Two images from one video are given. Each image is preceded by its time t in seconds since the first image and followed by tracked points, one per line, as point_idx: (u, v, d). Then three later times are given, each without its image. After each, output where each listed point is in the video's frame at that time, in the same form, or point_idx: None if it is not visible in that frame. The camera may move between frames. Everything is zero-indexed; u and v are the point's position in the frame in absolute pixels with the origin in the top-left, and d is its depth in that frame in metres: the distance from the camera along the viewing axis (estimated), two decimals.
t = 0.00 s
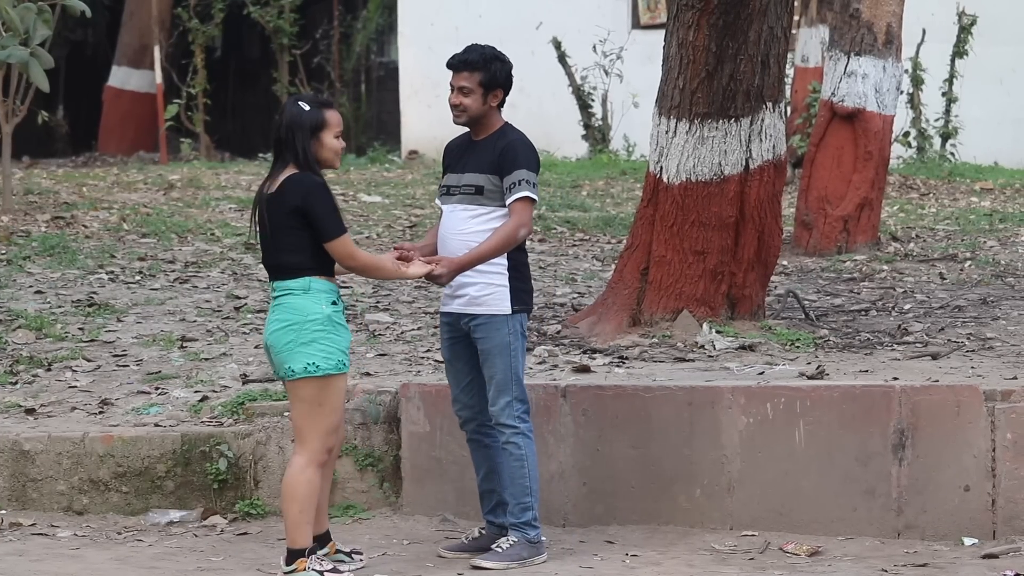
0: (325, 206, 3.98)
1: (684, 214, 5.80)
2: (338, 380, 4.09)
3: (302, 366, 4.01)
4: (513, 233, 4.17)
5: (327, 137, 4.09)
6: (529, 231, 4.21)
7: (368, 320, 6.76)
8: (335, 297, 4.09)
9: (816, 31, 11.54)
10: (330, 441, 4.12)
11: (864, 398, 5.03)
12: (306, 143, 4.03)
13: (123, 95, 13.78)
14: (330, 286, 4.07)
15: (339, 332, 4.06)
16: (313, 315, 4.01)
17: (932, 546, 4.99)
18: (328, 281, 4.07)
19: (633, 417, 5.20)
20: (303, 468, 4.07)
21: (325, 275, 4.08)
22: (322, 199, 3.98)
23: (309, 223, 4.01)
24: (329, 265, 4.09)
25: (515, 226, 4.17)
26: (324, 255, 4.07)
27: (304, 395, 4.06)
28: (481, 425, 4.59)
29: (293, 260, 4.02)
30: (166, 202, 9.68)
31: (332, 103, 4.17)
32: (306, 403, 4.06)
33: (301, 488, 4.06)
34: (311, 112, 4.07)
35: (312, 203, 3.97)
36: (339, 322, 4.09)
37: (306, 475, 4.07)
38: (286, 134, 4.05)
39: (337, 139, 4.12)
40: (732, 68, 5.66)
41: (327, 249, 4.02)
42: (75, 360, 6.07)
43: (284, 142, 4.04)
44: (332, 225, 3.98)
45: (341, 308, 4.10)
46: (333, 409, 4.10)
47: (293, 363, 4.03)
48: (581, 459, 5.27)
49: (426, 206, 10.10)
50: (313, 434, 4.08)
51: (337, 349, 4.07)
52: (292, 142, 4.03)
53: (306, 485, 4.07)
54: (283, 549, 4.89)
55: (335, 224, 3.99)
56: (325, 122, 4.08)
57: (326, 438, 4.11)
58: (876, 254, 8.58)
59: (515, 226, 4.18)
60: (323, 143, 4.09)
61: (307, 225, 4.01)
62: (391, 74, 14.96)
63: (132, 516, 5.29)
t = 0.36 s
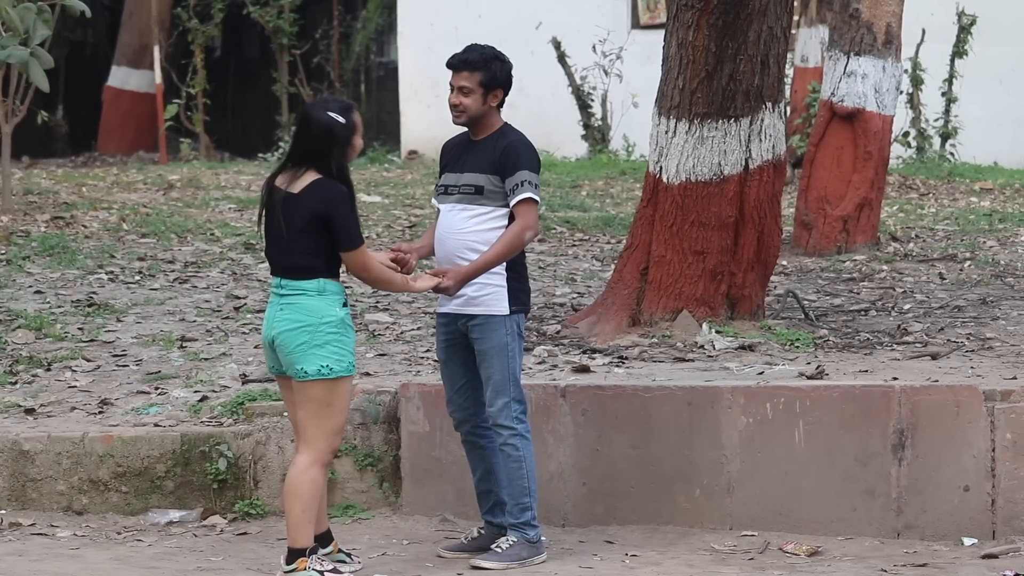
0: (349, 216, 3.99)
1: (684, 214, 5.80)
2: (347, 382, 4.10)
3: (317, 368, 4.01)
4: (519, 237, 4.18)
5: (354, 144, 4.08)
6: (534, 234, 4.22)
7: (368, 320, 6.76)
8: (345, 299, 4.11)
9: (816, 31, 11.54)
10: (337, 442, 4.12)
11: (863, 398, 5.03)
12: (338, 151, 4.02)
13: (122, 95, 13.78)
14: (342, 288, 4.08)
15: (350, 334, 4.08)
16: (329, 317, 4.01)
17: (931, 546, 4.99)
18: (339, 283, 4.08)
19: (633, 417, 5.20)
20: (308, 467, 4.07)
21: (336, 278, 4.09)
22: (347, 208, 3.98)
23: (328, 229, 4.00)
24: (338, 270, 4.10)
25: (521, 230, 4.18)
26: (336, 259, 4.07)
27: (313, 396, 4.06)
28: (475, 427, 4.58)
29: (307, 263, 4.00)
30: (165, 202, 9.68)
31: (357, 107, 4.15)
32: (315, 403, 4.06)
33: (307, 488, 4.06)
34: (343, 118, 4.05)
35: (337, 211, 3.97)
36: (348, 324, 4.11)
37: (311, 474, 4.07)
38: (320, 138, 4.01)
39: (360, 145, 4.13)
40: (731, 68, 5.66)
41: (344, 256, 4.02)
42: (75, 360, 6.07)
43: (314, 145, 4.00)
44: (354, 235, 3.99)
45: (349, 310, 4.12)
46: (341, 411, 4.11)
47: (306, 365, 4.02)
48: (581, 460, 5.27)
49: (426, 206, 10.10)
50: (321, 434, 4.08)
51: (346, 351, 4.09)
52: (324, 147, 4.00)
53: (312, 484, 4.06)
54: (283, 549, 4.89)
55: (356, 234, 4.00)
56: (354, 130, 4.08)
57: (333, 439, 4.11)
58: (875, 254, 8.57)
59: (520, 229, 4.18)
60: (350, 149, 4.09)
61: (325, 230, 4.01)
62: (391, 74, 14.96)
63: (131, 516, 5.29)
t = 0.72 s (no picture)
0: (362, 222, 3.99)
1: (683, 214, 5.80)
2: (347, 382, 4.12)
3: (320, 368, 4.01)
4: (519, 240, 4.18)
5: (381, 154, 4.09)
6: (535, 236, 4.21)
7: (368, 320, 6.76)
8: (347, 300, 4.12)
9: (815, 31, 11.54)
10: (338, 443, 4.13)
11: (863, 398, 5.03)
12: (363, 158, 4.02)
13: (122, 95, 13.78)
14: (344, 288, 4.09)
15: (351, 334, 4.10)
16: (333, 318, 4.02)
17: (931, 546, 5.00)
18: (342, 283, 4.09)
19: (633, 417, 5.20)
20: (310, 467, 4.07)
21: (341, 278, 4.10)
22: (362, 216, 3.99)
23: (338, 232, 4.00)
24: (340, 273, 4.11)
25: (521, 233, 4.17)
26: (340, 259, 4.08)
27: (314, 395, 4.06)
28: (477, 428, 4.58)
29: (313, 262, 4.00)
30: (165, 202, 9.69)
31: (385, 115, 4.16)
32: (316, 402, 4.07)
33: (308, 487, 4.06)
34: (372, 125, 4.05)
35: (352, 217, 3.97)
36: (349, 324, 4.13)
37: (312, 473, 4.07)
38: (350, 144, 4.00)
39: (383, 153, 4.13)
40: (731, 68, 5.66)
41: (350, 262, 4.02)
42: (74, 360, 6.07)
43: (340, 148, 3.99)
44: (364, 242, 4.00)
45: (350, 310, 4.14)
46: (343, 410, 4.12)
47: (308, 364, 4.02)
48: (581, 459, 5.27)
49: (426, 206, 10.10)
50: (323, 433, 4.09)
51: (347, 351, 4.10)
52: (351, 154, 4.00)
53: (313, 484, 4.07)
54: (283, 549, 4.89)
55: (367, 242, 4.01)
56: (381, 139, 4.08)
57: (334, 439, 4.11)
58: (875, 254, 8.57)
59: (521, 232, 4.18)
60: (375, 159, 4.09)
61: (336, 233, 4.01)
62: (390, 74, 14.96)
63: (131, 516, 5.29)
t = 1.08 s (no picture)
0: (361, 219, 3.99)
1: (683, 214, 5.80)
2: (348, 382, 4.11)
3: (321, 368, 4.01)
4: (524, 240, 4.18)
5: (379, 150, 4.10)
6: (540, 236, 4.22)
7: (367, 320, 6.76)
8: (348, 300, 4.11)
9: (815, 32, 11.54)
10: (339, 443, 4.13)
11: (863, 398, 5.03)
12: (361, 154, 4.02)
13: (122, 95, 13.78)
14: (344, 288, 4.09)
15: (352, 335, 4.09)
16: (333, 317, 4.02)
17: (931, 546, 5.00)
18: (343, 282, 4.08)
19: (633, 417, 5.20)
20: (311, 466, 4.07)
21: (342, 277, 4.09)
22: (362, 212, 4.00)
23: (338, 230, 4.00)
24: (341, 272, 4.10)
25: (526, 234, 4.18)
26: (341, 258, 4.08)
27: (315, 395, 4.06)
28: (481, 428, 4.59)
29: (313, 260, 4.00)
30: (165, 203, 9.69)
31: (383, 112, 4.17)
32: (316, 402, 4.07)
33: (308, 486, 4.05)
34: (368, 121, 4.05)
35: (351, 213, 3.97)
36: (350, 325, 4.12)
37: (313, 472, 4.07)
38: (351, 140, 4.01)
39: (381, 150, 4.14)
40: (731, 68, 5.65)
41: (351, 259, 4.02)
42: (74, 360, 6.07)
43: (339, 146, 4.00)
44: (363, 239, 3.99)
45: (350, 311, 4.13)
46: (343, 410, 4.11)
47: (308, 364, 4.02)
48: (581, 460, 5.26)
49: (426, 206, 10.10)
50: (324, 433, 4.08)
51: (348, 351, 4.09)
52: (353, 151, 4.01)
53: (314, 483, 4.06)
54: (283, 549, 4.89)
55: (368, 239, 4.01)
56: (379, 136, 4.09)
57: (335, 439, 4.11)
58: (875, 254, 8.58)
59: (525, 233, 4.18)
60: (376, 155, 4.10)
61: (335, 231, 4.01)
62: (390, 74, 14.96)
63: (131, 516, 5.29)
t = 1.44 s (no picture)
0: (348, 217, 3.98)
1: (682, 214, 5.80)
2: (347, 381, 4.10)
3: (314, 365, 4.02)
4: (522, 241, 4.17)
5: (369, 147, 4.10)
6: (539, 239, 4.21)
7: (367, 320, 6.76)
8: (345, 300, 4.12)
9: (814, 32, 11.54)
10: (339, 441, 4.12)
11: (863, 398, 5.03)
12: (348, 150, 4.03)
13: (122, 95, 13.78)
14: (341, 287, 4.10)
15: (349, 333, 4.09)
16: (327, 315, 4.03)
17: (931, 546, 5.00)
18: (339, 282, 4.09)
19: (633, 417, 5.20)
20: (310, 463, 4.07)
21: (337, 278, 4.09)
22: (349, 209, 3.99)
23: (328, 228, 4.01)
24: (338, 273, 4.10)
25: (525, 234, 4.17)
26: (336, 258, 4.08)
27: (310, 394, 4.07)
28: (491, 427, 4.60)
29: (306, 260, 4.02)
30: (165, 202, 9.69)
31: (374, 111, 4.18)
32: (312, 401, 4.07)
33: (305, 485, 4.05)
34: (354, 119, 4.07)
35: (338, 210, 3.98)
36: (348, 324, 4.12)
37: (311, 468, 4.06)
38: (336, 138, 4.03)
39: (374, 149, 4.14)
40: (731, 68, 5.65)
41: (340, 258, 4.01)
42: (74, 361, 6.07)
43: (326, 144, 4.03)
44: (351, 236, 3.98)
45: (349, 311, 4.13)
46: (341, 408, 4.10)
47: (303, 362, 4.04)
48: (581, 460, 5.26)
49: (425, 206, 10.11)
50: (323, 431, 4.09)
51: (345, 350, 4.09)
52: (340, 147, 4.03)
53: (313, 480, 4.06)
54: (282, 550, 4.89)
55: (357, 236, 4.00)
56: (367, 133, 4.09)
57: (332, 437, 4.11)
58: (875, 254, 8.58)
59: (524, 233, 4.17)
60: (366, 152, 4.10)
61: (326, 230, 4.02)
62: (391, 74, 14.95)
63: (130, 516, 5.29)
